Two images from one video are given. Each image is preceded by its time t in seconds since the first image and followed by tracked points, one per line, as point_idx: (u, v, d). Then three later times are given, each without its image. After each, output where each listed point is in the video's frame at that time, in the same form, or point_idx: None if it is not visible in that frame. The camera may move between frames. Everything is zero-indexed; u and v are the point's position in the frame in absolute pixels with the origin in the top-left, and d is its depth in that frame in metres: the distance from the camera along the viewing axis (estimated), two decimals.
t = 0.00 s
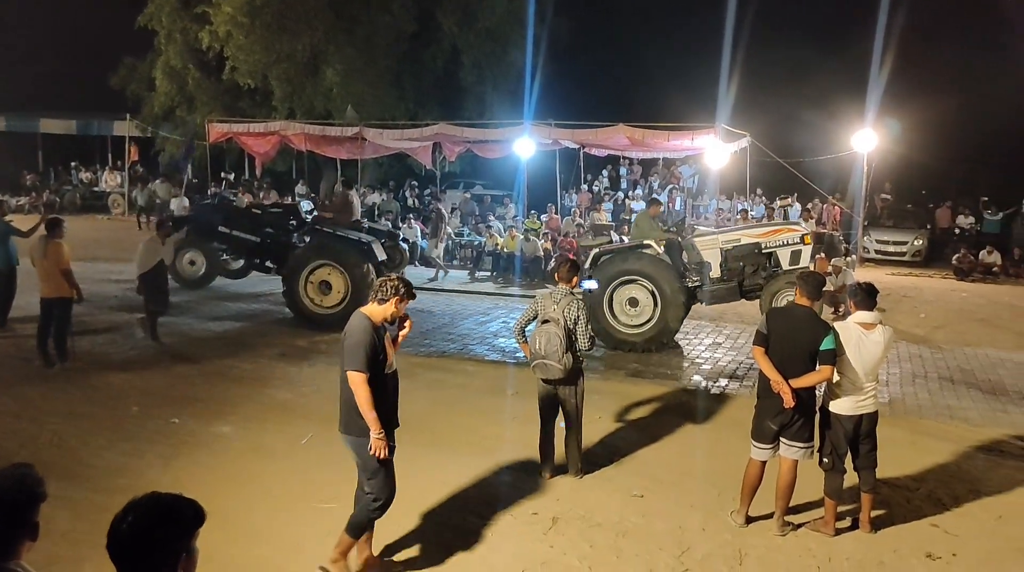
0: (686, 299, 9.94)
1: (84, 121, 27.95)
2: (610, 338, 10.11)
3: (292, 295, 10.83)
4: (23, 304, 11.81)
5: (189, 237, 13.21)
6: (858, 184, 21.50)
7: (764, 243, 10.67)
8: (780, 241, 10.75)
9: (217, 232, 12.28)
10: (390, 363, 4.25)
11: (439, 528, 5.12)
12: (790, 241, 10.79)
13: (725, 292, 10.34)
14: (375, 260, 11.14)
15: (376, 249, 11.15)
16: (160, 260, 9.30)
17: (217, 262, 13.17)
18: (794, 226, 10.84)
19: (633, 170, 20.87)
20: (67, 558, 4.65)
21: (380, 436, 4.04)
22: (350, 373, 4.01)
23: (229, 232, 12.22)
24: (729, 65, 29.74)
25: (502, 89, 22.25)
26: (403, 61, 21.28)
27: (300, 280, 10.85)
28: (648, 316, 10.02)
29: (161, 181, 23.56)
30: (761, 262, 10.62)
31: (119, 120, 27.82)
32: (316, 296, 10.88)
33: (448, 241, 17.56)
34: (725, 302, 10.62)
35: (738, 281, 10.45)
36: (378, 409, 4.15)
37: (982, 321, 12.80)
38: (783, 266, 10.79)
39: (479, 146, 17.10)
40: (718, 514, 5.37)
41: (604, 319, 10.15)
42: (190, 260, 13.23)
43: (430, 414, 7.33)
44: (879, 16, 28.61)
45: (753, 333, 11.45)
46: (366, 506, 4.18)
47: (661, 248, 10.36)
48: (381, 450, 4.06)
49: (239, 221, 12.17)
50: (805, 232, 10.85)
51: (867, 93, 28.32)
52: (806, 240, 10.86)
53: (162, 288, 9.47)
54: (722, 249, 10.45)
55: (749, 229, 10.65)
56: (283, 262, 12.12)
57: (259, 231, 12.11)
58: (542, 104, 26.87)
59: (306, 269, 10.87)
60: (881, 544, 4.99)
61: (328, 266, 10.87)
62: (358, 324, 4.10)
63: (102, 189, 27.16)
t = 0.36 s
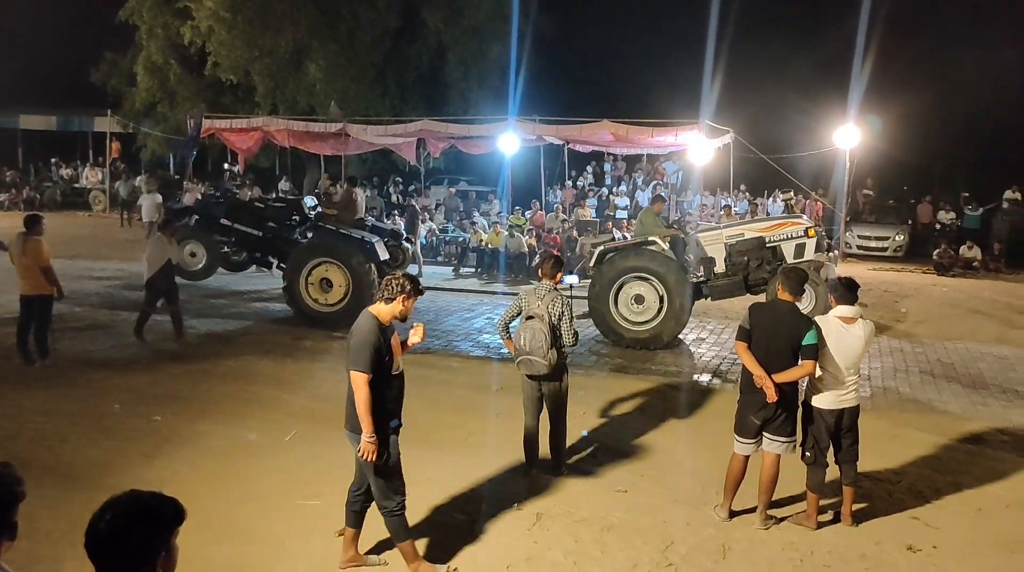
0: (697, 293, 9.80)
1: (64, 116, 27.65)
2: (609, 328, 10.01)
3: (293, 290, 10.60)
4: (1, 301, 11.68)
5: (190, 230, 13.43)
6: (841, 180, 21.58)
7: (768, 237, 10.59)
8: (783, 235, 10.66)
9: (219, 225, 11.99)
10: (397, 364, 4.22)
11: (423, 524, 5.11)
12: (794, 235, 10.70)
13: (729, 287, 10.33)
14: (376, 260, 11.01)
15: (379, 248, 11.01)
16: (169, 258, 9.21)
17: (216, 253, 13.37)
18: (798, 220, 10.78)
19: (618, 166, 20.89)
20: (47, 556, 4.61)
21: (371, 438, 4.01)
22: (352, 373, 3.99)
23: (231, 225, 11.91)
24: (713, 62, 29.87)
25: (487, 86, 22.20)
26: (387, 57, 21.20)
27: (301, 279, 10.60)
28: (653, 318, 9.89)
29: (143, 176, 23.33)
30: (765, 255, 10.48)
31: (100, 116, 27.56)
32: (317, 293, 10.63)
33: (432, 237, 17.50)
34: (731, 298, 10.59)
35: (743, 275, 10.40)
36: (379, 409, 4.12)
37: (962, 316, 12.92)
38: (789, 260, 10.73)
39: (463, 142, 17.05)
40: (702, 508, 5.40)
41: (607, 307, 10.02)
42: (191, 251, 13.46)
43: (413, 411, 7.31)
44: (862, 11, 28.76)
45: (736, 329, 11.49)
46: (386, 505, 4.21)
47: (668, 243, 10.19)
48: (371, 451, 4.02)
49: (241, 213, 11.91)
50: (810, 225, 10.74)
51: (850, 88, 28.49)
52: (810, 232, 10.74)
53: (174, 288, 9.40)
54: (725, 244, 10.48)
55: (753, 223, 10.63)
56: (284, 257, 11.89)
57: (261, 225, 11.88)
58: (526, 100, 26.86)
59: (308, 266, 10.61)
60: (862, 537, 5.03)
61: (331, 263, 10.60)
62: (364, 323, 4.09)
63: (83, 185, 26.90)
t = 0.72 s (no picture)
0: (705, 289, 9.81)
1: (51, 114, 27.47)
2: (612, 308, 10.00)
3: (303, 289, 10.49)
4: None
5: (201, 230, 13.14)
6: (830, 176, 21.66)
7: (779, 230, 10.88)
8: (794, 228, 10.96)
9: (227, 222, 11.92)
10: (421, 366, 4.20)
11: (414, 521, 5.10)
12: (805, 227, 11.00)
13: (742, 280, 10.31)
14: (388, 259, 10.78)
15: (391, 248, 10.81)
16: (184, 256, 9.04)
17: (227, 253, 13.09)
18: (807, 213, 11.07)
19: (607, 163, 20.89)
20: (35, 556, 4.59)
21: (393, 444, 3.93)
22: (379, 377, 3.97)
23: (240, 223, 11.82)
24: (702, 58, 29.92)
25: (477, 83, 22.18)
26: (376, 54, 21.15)
27: (312, 279, 10.48)
28: (657, 320, 9.92)
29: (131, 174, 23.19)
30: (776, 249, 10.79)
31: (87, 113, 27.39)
32: (329, 292, 10.50)
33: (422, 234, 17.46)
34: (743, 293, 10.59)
35: (755, 268, 10.44)
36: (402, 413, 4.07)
37: (950, 311, 12.99)
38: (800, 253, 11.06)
39: (452, 139, 17.02)
40: (691, 504, 5.41)
41: (619, 289, 9.99)
42: (200, 252, 13.12)
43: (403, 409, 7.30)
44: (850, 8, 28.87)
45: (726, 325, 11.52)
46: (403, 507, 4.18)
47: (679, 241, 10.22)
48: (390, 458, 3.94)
49: (249, 212, 11.82)
50: (819, 217, 11.07)
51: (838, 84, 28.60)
52: (820, 224, 11.08)
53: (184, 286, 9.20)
54: (736, 238, 10.58)
55: (762, 217, 10.82)
56: (293, 256, 11.65)
57: (270, 223, 11.73)
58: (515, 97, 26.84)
59: (320, 263, 10.48)
60: (851, 532, 5.05)
61: (340, 261, 10.47)
62: (388, 324, 4.08)
63: (70, 183, 26.74)
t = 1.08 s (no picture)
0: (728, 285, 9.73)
1: (50, 113, 27.46)
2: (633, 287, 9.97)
3: (325, 289, 10.41)
4: None
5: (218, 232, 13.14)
6: (830, 171, 21.62)
7: (801, 224, 10.75)
8: (817, 221, 10.78)
9: (244, 222, 11.79)
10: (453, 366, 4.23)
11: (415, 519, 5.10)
12: (827, 220, 10.84)
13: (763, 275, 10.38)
14: (410, 259, 10.81)
15: (411, 248, 10.82)
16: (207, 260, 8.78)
17: (243, 254, 13.03)
18: (830, 204, 10.92)
19: (607, 160, 20.85)
20: (37, 555, 4.59)
21: (462, 436, 4.03)
22: (420, 378, 4.00)
23: (257, 223, 11.68)
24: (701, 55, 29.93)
25: (476, 81, 22.18)
26: (375, 52, 21.12)
27: (333, 278, 10.42)
28: (668, 319, 9.92)
29: (131, 173, 23.18)
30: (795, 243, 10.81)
31: (87, 112, 27.38)
32: (352, 292, 10.46)
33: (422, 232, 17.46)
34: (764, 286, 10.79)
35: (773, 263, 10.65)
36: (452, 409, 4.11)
37: (950, 307, 12.98)
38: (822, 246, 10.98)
39: (452, 137, 17.02)
40: (692, 501, 5.42)
41: (649, 276, 9.91)
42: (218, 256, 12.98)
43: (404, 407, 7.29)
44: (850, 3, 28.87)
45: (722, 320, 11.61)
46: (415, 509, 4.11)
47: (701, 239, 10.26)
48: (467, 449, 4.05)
49: (267, 212, 11.68)
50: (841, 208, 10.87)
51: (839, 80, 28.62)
52: (842, 215, 10.90)
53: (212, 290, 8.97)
54: (756, 234, 10.50)
55: (783, 211, 10.70)
56: (313, 256, 11.58)
57: (288, 223, 11.62)
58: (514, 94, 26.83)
59: (345, 261, 10.45)
60: (851, 528, 5.05)
61: (363, 261, 10.44)
62: (422, 324, 4.09)
63: (70, 182, 26.74)
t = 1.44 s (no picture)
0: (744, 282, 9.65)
1: (42, 112, 27.32)
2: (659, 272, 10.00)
3: (333, 288, 10.31)
4: None
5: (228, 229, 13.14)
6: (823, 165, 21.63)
7: (813, 217, 11.18)
8: (829, 213, 11.28)
9: (254, 219, 11.54)
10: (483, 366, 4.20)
11: (410, 516, 5.09)
12: (839, 212, 11.32)
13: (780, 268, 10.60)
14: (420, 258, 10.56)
15: (421, 246, 10.59)
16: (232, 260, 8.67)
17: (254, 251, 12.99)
18: (841, 197, 11.32)
19: (601, 156, 20.81)
20: (30, 555, 4.58)
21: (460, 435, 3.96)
22: (443, 370, 3.98)
23: (268, 220, 11.44)
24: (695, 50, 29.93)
25: (470, 77, 22.15)
26: (369, 48, 21.07)
27: (341, 277, 10.32)
28: (676, 308, 9.95)
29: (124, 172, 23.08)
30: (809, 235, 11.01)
31: (79, 111, 27.26)
32: (362, 290, 10.35)
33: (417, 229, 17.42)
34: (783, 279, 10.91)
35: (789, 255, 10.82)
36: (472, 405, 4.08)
37: (944, 300, 13.01)
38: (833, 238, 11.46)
39: (445, 133, 16.97)
40: (687, 496, 5.42)
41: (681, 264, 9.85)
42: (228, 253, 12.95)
43: (398, 404, 7.28)
44: None
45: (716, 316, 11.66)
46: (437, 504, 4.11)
47: (716, 235, 10.11)
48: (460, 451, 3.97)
49: (278, 208, 11.45)
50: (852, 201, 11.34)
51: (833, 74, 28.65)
52: (854, 208, 11.36)
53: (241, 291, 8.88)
54: (770, 227, 10.75)
55: (796, 205, 11.06)
56: (324, 254, 11.43)
57: (299, 220, 11.41)
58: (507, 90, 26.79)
59: (354, 259, 10.31)
60: (846, 522, 5.06)
61: (372, 258, 10.28)
62: (451, 320, 4.10)
63: (63, 180, 26.62)
